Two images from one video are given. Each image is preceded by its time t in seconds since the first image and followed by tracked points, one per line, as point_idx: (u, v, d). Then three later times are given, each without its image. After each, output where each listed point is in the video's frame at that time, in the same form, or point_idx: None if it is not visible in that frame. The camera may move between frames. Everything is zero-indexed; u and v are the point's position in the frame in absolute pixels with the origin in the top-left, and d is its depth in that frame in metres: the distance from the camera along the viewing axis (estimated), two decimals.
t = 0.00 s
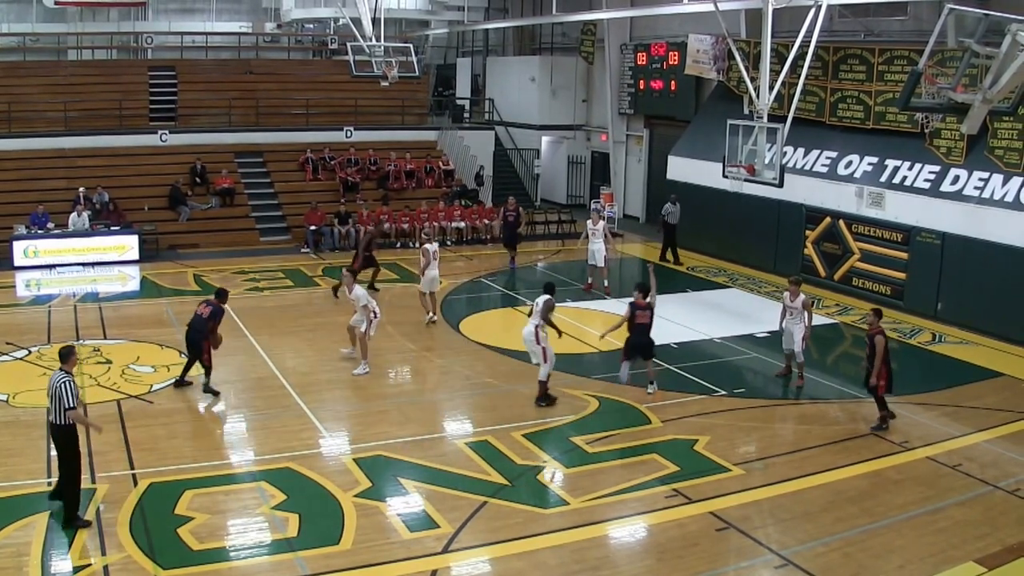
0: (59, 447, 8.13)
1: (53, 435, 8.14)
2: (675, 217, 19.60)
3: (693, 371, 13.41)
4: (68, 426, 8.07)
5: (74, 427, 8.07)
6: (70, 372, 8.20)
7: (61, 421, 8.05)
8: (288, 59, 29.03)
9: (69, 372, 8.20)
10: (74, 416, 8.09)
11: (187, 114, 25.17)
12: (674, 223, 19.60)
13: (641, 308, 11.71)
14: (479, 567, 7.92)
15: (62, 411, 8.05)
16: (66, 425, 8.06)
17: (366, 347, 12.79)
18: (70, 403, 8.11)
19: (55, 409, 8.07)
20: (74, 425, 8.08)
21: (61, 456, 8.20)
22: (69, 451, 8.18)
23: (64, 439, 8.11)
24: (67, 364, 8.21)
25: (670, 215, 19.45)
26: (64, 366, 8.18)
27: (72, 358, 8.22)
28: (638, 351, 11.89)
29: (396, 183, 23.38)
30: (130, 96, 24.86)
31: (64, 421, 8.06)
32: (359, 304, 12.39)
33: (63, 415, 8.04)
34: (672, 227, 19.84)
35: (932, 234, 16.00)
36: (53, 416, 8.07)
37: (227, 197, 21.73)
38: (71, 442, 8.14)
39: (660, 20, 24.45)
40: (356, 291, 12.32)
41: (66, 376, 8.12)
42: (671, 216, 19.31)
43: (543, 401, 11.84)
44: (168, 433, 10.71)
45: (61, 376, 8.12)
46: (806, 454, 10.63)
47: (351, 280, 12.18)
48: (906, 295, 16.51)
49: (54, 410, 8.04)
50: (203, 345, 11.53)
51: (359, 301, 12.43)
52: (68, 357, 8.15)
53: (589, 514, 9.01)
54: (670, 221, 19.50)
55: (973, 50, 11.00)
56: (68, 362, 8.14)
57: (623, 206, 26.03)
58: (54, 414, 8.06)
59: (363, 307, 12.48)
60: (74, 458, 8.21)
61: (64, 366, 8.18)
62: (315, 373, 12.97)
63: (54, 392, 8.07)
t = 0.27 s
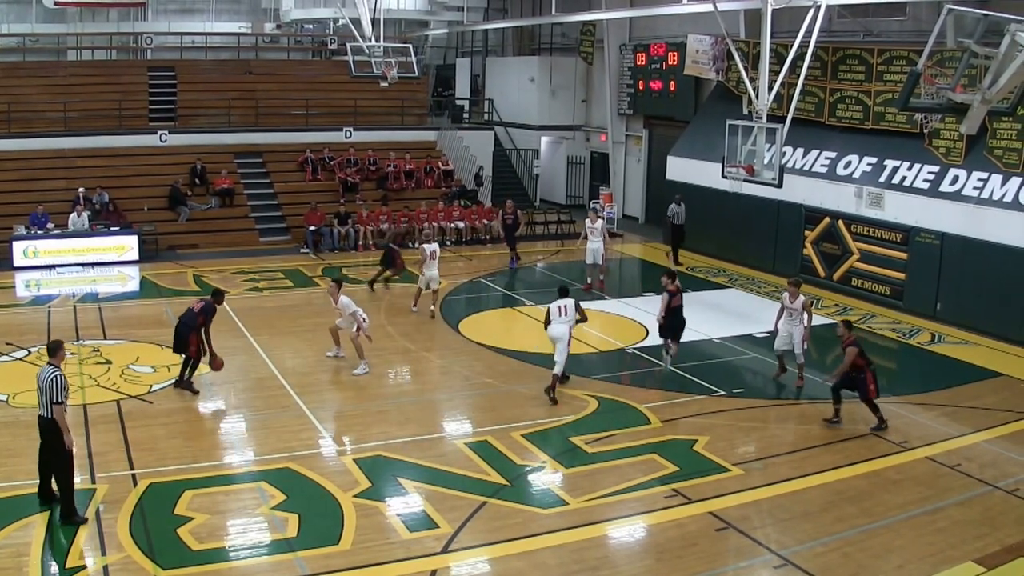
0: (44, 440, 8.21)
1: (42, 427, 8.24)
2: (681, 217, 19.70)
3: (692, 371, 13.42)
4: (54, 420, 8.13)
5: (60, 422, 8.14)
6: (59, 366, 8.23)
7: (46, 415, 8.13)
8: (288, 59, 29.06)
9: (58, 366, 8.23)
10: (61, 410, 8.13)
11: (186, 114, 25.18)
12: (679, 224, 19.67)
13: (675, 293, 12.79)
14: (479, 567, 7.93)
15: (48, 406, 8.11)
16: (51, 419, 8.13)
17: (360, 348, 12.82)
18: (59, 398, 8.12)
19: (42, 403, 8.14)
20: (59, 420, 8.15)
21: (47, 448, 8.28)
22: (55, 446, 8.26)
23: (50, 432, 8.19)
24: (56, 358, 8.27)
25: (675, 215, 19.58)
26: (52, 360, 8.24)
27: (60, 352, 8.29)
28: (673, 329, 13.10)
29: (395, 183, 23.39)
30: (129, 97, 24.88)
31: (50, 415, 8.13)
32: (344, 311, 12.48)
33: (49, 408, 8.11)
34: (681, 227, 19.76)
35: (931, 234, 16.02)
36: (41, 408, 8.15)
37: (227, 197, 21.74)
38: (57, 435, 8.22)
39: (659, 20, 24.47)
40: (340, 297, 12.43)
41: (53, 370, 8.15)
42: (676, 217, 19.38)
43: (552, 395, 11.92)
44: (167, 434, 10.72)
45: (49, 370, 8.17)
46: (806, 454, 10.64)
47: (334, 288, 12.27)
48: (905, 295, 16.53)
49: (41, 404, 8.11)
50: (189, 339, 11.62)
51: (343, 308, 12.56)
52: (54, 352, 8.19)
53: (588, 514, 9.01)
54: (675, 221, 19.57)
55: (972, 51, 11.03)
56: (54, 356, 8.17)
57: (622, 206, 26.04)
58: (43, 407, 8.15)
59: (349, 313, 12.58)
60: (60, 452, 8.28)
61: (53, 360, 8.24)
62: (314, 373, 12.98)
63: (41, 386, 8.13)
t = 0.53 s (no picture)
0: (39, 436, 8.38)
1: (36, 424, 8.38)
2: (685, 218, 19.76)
3: (691, 371, 13.43)
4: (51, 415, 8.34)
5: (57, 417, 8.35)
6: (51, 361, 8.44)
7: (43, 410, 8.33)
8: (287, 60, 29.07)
9: (50, 361, 8.44)
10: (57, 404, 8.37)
11: (186, 114, 25.19)
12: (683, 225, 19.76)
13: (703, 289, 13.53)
14: (479, 567, 7.94)
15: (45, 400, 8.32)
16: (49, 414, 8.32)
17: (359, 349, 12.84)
18: (55, 392, 8.38)
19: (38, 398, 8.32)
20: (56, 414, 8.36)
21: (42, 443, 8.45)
22: (50, 440, 8.44)
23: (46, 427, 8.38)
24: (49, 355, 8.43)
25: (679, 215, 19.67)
26: (46, 356, 8.42)
27: (53, 347, 8.44)
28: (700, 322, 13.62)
29: (395, 183, 23.40)
30: (129, 97, 24.90)
31: (46, 410, 8.34)
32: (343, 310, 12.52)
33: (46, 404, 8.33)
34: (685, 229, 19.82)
35: (930, 234, 16.03)
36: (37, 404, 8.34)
37: (226, 198, 21.75)
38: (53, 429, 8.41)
39: (658, 20, 24.49)
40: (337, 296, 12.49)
41: (49, 365, 8.37)
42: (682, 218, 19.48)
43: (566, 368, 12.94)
44: (167, 434, 10.72)
45: (43, 365, 8.36)
46: (805, 454, 10.65)
47: (333, 288, 12.30)
48: (904, 295, 16.54)
49: (38, 400, 8.30)
50: (189, 336, 11.61)
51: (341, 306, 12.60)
52: (49, 347, 8.37)
53: (588, 514, 9.03)
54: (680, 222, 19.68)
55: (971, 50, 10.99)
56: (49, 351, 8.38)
57: (621, 207, 26.06)
58: (38, 403, 8.34)
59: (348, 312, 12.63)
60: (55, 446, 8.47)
61: (46, 356, 8.41)
62: (314, 373, 12.99)
63: (37, 381, 8.33)
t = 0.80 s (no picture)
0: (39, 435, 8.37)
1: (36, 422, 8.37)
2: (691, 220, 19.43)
3: (691, 371, 13.45)
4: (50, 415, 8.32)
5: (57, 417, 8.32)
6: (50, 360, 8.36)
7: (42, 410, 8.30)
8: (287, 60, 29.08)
9: (49, 360, 8.35)
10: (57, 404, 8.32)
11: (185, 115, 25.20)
12: (689, 228, 19.40)
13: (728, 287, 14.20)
14: (478, 567, 7.95)
15: (44, 401, 8.28)
16: (48, 414, 8.30)
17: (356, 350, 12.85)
18: (55, 392, 8.32)
19: (37, 397, 8.29)
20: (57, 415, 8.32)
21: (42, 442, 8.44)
22: (49, 439, 8.42)
23: (46, 427, 8.36)
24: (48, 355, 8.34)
25: (685, 217, 19.36)
26: (43, 356, 8.33)
27: (51, 347, 8.34)
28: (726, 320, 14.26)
29: (394, 183, 23.41)
30: (128, 98, 24.91)
31: (46, 410, 8.31)
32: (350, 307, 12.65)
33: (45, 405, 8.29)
34: (690, 231, 19.49)
35: (929, 234, 16.04)
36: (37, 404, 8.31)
37: (226, 198, 21.76)
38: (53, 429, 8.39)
39: (658, 20, 24.51)
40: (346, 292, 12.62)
41: (47, 366, 8.30)
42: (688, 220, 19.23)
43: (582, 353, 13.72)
44: (167, 434, 10.73)
45: (41, 366, 8.29)
46: (804, 454, 10.65)
47: (343, 283, 12.43)
48: (904, 295, 16.55)
49: (37, 400, 8.27)
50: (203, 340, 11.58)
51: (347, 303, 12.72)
52: (46, 347, 8.26)
53: (587, 514, 9.03)
54: (686, 224, 19.37)
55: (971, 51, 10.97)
56: (48, 352, 8.29)
57: (621, 207, 26.07)
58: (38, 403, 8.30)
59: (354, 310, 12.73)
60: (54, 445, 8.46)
61: (43, 355, 8.33)
62: (314, 373, 13.00)
63: (36, 381, 8.28)
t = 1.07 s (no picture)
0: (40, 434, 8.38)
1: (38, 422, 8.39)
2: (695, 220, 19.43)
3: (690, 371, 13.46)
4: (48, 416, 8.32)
5: (56, 417, 8.31)
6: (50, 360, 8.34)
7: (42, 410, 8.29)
8: (286, 60, 29.09)
9: (49, 360, 8.33)
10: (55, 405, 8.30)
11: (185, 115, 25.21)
12: (694, 227, 19.40)
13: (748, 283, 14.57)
14: (478, 567, 7.95)
15: (43, 401, 8.27)
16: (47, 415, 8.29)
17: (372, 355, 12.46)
18: (53, 392, 8.29)
19: (36, 397, 8.28)
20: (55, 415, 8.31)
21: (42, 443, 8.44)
22: (49, 440, 8.41)
23: (45, 428, 8.36)
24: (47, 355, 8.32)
25: (689, 216, 19.36)
26: (43, 356, 8.31)
27: (51, 347, 8.33)
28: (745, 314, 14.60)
29: (394, 183, 23.43)
30: (128, 98, 24.93)
31: (46, 410, 8.31)
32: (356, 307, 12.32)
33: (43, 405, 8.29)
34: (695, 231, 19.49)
35: (928, 234, 16.05)
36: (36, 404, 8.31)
37: (226, 198, 21.77)
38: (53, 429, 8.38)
39: (657, 21, 24.52)
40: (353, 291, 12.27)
41: (48, 367, 8.29)
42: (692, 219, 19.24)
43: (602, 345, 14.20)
44: (166, 434, 10.73)
45: (41, 366, 8.28)
46: (803, 454, 10.67)
47: (348, 280, 12.13)
48: (903, 295, 16.55)
49: (36, 400, 8.28)
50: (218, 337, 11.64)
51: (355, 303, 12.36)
52: (47, 348, 8.24)
53: (586, 514, 9.04)
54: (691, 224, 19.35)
55: (970, 51, 10.96)
56: (48, 352, 8.27)
57: (620, 207, 26.09)
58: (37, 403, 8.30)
59: (362, 310, 12.37)
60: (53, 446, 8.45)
61: (43, 356, 8.30)
62: (313, 373, 13.01)
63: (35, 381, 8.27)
